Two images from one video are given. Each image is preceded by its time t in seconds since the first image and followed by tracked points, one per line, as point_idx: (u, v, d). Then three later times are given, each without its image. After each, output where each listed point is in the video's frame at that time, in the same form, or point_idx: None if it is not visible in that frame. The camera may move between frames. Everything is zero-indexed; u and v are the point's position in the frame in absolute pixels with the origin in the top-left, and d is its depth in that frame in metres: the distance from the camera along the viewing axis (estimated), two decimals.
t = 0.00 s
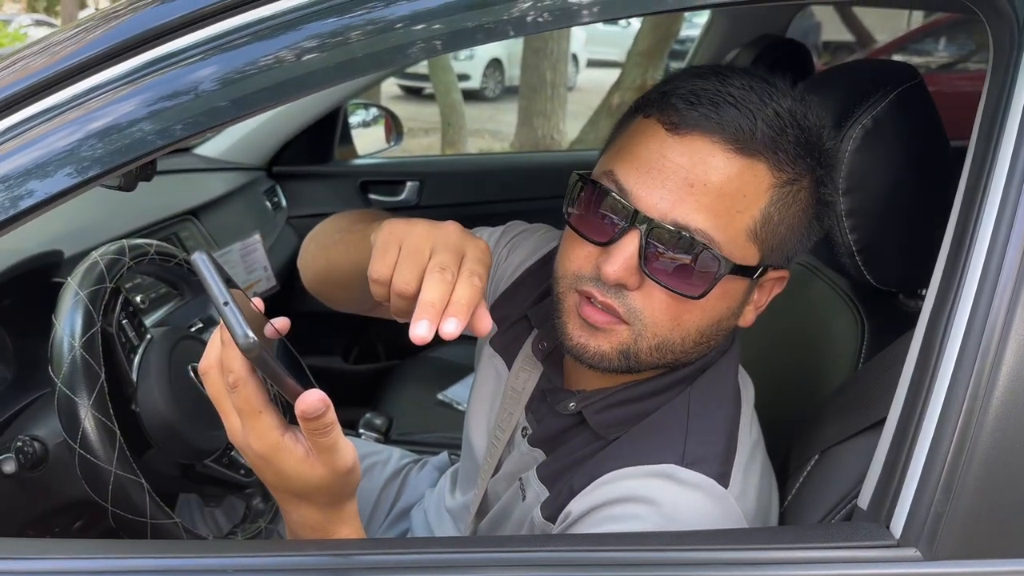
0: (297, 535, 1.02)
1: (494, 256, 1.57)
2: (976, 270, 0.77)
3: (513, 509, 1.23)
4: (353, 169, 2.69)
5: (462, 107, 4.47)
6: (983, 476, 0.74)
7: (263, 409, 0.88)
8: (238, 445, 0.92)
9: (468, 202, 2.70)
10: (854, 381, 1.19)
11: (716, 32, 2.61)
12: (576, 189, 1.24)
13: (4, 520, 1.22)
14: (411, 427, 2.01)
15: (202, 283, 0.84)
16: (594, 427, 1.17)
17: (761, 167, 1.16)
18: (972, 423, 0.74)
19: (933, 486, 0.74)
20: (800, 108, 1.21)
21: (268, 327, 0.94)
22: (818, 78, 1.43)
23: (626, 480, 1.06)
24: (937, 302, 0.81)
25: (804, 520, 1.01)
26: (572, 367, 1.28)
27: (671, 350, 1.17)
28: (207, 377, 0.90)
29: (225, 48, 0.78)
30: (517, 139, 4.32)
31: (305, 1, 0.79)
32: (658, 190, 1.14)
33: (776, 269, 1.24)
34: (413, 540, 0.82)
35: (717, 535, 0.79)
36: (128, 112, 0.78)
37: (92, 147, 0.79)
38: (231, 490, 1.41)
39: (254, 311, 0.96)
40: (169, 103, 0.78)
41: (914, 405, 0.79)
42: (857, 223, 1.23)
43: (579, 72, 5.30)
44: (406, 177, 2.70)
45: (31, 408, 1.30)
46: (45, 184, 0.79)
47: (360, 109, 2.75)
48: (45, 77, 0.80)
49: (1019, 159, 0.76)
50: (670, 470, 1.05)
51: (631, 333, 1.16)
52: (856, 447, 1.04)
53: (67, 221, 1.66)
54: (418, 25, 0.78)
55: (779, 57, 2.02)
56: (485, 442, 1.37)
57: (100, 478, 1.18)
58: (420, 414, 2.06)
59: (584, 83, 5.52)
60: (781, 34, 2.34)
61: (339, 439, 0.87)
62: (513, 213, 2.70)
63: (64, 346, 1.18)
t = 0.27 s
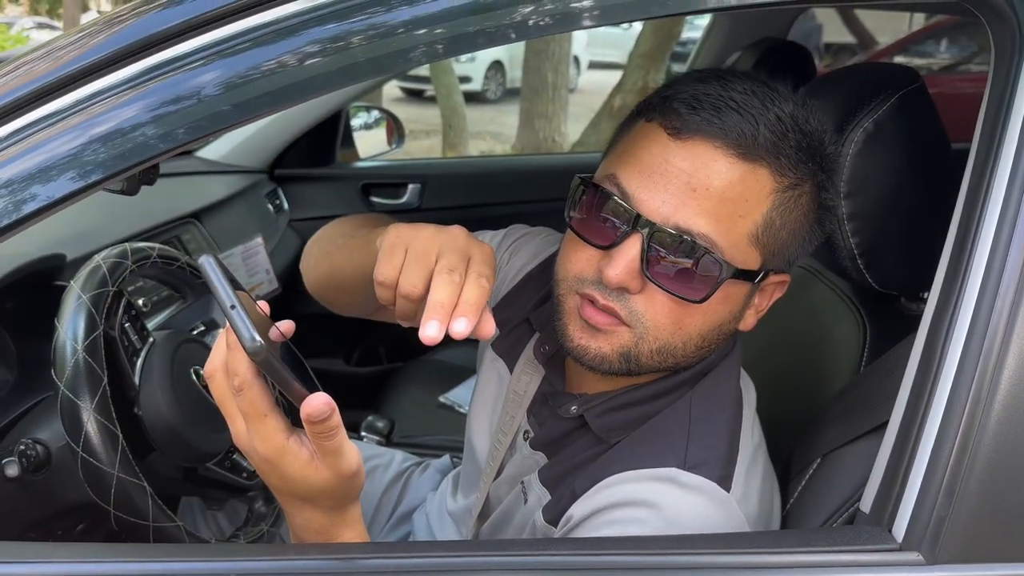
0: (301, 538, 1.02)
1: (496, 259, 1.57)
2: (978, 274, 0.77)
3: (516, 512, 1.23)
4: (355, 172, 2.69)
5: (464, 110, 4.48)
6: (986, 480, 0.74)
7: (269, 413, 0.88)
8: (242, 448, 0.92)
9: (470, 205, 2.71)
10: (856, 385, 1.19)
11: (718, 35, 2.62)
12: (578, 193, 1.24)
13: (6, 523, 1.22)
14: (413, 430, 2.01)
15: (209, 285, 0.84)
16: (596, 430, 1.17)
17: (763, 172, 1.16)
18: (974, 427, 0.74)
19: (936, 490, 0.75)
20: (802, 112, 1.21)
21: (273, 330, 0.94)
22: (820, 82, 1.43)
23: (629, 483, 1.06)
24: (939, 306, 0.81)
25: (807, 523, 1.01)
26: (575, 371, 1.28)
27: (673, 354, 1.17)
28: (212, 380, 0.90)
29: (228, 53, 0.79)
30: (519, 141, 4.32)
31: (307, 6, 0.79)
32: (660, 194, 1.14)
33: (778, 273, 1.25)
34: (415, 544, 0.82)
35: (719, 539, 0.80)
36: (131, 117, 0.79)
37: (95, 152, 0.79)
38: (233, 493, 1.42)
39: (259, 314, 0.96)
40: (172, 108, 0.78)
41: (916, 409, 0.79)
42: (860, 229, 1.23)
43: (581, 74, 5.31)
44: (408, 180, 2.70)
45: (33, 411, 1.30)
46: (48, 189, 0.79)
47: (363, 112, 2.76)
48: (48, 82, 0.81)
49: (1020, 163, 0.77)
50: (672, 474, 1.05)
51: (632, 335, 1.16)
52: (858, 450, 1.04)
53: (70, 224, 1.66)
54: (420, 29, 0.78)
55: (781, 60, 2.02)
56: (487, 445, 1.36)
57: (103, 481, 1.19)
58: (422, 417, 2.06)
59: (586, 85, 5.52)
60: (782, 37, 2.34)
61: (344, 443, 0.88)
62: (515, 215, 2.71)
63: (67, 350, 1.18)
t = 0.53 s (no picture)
0: (305, 542, 1.01)
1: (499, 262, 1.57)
2: (985, 278, 0.76)
3: (520, 515, 1.22)
4: (358, 174, 2.69)
5: (466, 111, 4.48)
6: (994, 484, 0.73)
7: (275, 416, 0.88)
8: (248, 451, 0.92)
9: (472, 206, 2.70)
10: (862, 387, 1.19)
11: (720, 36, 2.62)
12: (583, 194, 1.23)
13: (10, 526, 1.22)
14: (416, 432, 2.01)
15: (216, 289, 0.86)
16: (601, 433, 1.17)
17: (770, 176, 1.15)
18: (982, 431, 0.74)
19: (943, 494, 0.74)
20: (811, 116, 1.19)
21: (278, 333, 0.95)
22: (828, 83, 1.42)
23: (634, 486, 1.06)
24: (946, 310, 0.80)
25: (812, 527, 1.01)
26: (580, 374, 1.28)
27: (677, 357, 1.17)
28: (218, 384, 0.90)
29: (231, 56, 0.79)
30: (521, 143, 4.33)
31: (310, 10, 0.79)
32: (666, 197, 1.14)
33: (784, 277, 1.24)
34: (420, 548, 0.81)
35: (725, 543, 0.79)
36: (135, 121, 0.79)
37: (99, 155, 0.79)
38: (238, 495, 1.41)
39: (266, 318, 0.96)
40: (176, 111, 0.78)
41: (923, 413, 0.79)
42: (865, 231, 1.23)
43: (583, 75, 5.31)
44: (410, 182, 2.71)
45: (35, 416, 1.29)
46: (52, 192, 0.79)
47: (365, 113, 2.77)
48: (52, 85, 0.81)
49: None
50: (677, 477, 1.05)
51: (635, 339, 1.16)
52: (863, 453, 1.04)
53: (73, 226, 1.66)
54: (423, 33, 0.78)
55: (784, 62, 2.02)
56: (491, 448, 1.37)
57: (107, 484, 1.18)
58: (425, 419, 2.06)
59: (588, 86, 5.52)
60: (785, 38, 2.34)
61: (350, 447, 0.88)
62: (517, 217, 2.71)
63: (72, 352, 1.18)
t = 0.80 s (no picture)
0: (309, 544, 1.01)
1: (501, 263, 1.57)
2: (991, 280, 0.76)
3: (524, 517, 1.22)
4: (360, 175, 2.69)
5: (468, 112, 4.48)
6: (1001, 487, 0.73)
7: (278, 417, 0.88)
8: (251, 453, 0.92)
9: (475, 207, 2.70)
10: (867, 389, 1.18)
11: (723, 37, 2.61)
12: (586, 195, 1.23)
13: (12, 529, 1.21)
14: (419, 433, 2.01)
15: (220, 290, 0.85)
16: (604, 435, 1.17)
17: (775, 177, 1.14)
18: (988, 433, 0.73)
19: (949, 497, 0.74)
20: (816, 117, 1.19)
21: (281, 334, 0.95)
22: (833, 83, 1.42)
23: (639, 489, 1.05)
24: (951, 311, 0.80)
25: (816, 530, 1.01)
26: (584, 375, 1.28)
27: (681, 359, 1.17)
28: (222, 385, 0.90)
29: (233, 58, 0.78)
30: (522, 144, 4.32)
31: (312, 11, 0.79)
32: (670, 199, 1.14)
33: (788, 279, 1.24)
34: (424, 550, 0.81)
35: (729, 545, 0.79)
36: (137, 122, 0.78)
37: (102, 157, 0.79)
38: (240, 497, 1.40)
39: (269, 320, 0.96)
40: (178, 113, 0.78)
41: (930, 416, 0.78)
42: (869, 232, 1.24)
43: (585, 77, 5.31)
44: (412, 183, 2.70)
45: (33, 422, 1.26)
46: (55, 193, 0.79)
47: (367, 115, 2.77)
48: (54, 86, 0.80)
49: None
50: (682, 479, 1.05)
51: (638, 341, 1.16)
52: (868, 455, 1.03)
53: (75, 228, 1.66)
54: (425, 34, 0.78)
55: (787, 62, 2.01)
56: (494, 449, 1.36)
57: (110, 486, 1.18)
58: (427, 421, 2.05)
59: (589, 87, 5.52)
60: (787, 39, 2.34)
61: (354, 448, 0.87)
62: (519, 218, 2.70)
63: (74, 354, 1.18)
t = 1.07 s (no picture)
0: (309, 543, 1.01)
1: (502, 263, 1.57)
2: (993, 280, 0.76)
3: (524, 518, 1.22)
4: (361, 175, 2.69)
5: (469, 113, 4.48)
6: (1002, 488, 0.73)
7: (278, 416, 0.88)
8: (251, 452, 0.92)
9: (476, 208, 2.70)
10: (868, 389, 1.18)
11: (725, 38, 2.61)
12: (586, 194, 1.23)
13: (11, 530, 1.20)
14: (419, 434, 2.01)
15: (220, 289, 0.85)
16: (604, 435, 1.16)
17: (774, 173, 1.14)
18: (990, 433, 0.73)
19: (950, 498, 0.74)
20: (815, 115, 1.18)
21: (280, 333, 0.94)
22: (833, 83, 1.41)
23: (639, 489, 1.05)
24: (953, 312, 0.80)
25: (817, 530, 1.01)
26: (584, 376, 1.27)
27: (681, 357, 1.17)
28: (222, 384, 0.90)
29: (233, 57, 0.78)
30: (524, 144, 4.32)
31: (312, 10, 0.79)
32: (670, 196, 1.13)
33: (789, 277, 1.24)
34: (423, 550, 0.81)
35: (731, 546, 0.79)
36: (138, 121, 0.78)
37: (102, 156, 0.79)
38: (240, 498, 1.40)
39: (270, 319, 0.95)
40: (178, 112, 0.78)
41: (931, 416, 0.78)
42: (870, 231, 1.24)
43: (586, 77, 5.31)
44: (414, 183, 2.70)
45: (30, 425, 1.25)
46: (56, 193, 0.79)
47: (368, 115, 2.77)
48: (54, 86, 0.80)
49: None
50: (682, 479, 1.05)
51: (639, 340, 1.15)
52: (869, 455, 1.03)
53: (76, 228, 1.66)
54: (426, 34, 0.78)
55: (789, 63, 2.01)
56: (495, 450, 1.36)
57: (110, 487, 1.18)
58: (428, 421, 2.05)
59: (591, 88, 5.52)
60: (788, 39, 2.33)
61: (354, 447, 0.87)
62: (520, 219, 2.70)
63: (74, 354, 1.18)
